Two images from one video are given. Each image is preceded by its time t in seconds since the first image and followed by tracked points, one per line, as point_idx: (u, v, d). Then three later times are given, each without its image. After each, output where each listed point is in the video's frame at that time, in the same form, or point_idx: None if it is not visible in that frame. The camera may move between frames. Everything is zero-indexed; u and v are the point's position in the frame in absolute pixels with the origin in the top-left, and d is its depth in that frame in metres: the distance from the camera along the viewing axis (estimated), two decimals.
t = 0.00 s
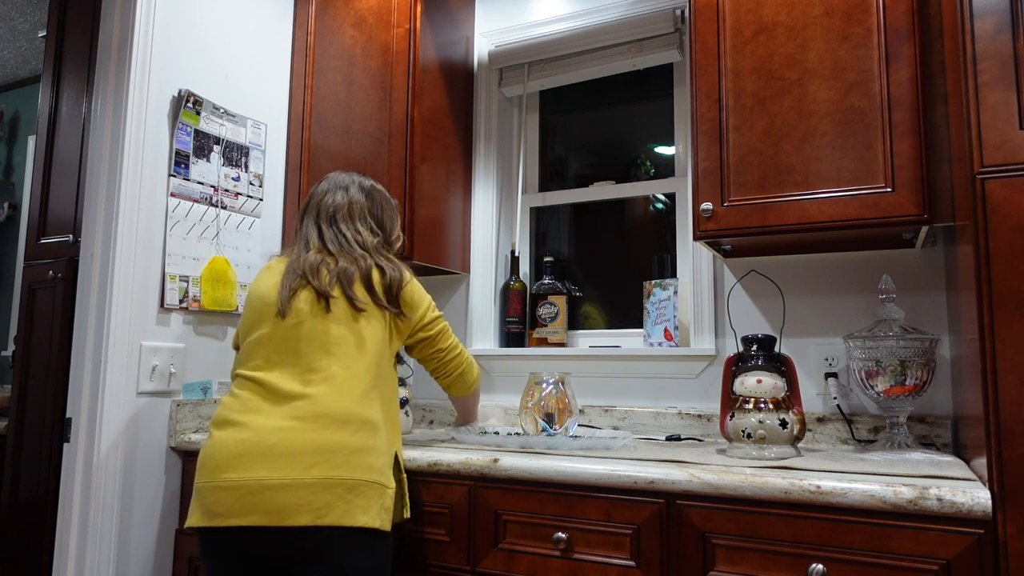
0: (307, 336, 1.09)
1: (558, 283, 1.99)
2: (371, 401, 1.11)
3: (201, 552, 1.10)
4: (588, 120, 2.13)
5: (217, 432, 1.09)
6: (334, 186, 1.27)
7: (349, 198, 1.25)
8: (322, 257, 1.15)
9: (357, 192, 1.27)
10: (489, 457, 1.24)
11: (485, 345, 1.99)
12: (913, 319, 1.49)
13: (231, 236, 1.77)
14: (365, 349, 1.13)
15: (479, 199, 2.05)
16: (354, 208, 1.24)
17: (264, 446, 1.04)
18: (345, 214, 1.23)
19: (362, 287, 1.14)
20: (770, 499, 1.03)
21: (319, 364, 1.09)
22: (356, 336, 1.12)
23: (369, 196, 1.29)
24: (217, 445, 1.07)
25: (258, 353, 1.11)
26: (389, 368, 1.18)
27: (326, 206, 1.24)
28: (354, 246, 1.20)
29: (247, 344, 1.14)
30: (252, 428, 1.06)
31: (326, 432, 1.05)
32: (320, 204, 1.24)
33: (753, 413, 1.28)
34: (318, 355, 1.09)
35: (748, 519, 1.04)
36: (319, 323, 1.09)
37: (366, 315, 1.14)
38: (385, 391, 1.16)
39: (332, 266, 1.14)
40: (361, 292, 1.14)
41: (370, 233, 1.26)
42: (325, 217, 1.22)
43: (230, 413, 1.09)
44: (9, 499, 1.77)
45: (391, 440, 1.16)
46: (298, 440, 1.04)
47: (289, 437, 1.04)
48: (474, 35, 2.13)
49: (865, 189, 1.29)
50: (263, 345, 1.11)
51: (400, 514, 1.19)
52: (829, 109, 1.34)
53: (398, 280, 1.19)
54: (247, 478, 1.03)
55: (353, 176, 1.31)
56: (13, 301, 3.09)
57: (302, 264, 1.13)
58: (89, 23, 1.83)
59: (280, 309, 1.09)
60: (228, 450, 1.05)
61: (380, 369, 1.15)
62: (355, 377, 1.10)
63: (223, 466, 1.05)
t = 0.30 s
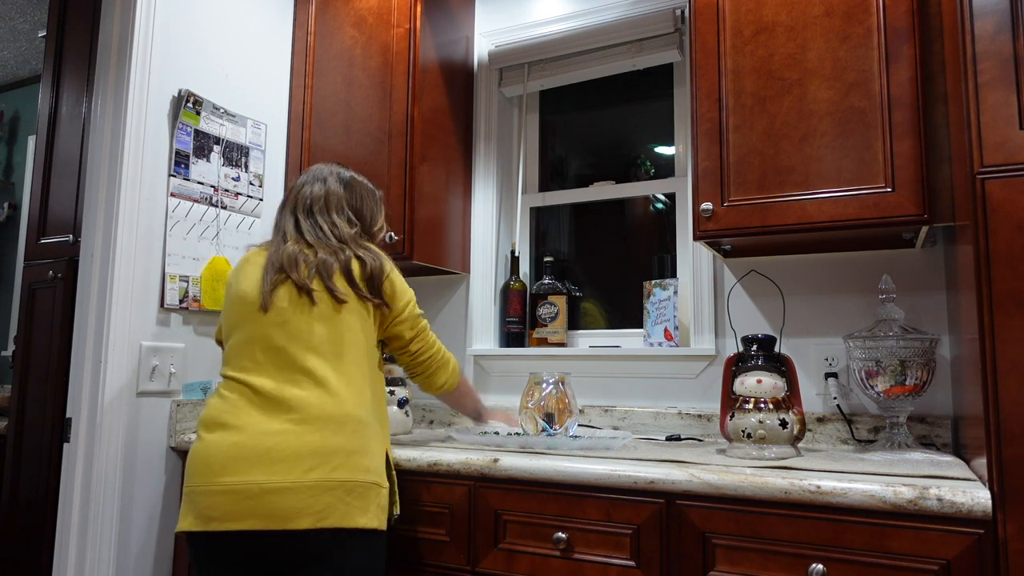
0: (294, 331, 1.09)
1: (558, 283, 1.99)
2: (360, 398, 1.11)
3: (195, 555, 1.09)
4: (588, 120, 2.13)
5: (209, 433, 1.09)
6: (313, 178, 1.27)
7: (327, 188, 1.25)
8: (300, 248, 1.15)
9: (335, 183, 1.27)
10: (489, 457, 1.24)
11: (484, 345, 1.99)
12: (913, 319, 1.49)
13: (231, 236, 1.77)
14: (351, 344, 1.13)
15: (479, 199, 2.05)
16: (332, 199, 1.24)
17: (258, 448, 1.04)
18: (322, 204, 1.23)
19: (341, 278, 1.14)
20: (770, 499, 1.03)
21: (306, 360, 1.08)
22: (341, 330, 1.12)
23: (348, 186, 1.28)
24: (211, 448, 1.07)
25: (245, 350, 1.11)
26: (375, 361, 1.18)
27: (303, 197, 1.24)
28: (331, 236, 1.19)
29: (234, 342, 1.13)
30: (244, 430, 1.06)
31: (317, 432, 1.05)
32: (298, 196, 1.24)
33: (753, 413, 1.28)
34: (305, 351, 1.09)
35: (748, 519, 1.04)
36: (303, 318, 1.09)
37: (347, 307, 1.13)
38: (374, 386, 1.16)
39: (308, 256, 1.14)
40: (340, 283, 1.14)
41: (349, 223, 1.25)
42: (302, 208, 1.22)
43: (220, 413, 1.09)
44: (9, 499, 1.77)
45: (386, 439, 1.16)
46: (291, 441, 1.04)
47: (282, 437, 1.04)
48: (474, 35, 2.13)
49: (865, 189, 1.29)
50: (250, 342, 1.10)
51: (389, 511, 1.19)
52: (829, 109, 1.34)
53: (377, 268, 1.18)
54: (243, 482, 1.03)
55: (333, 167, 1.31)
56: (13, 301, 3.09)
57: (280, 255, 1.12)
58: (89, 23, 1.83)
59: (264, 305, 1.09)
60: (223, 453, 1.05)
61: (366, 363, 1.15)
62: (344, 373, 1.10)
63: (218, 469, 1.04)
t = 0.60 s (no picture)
0: (289, 329, 1.08)
1: (558, 283, 1.99)
2: (355, 397, 1.11)
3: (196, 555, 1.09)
4: (588, 120, 2.13)
5: (205, 433, 1.09)
6: (308, 175, 1.27)
7: (320, 184, 1.25)
8: (290, 243, 1.15)
9: (329, 178, 1.26)
10: (489, 457, 1.24)
11: (484, 345, 1.99)
12: (913, 319, 1.49)
13: (231, 236, 1.77)
14: (347, 342, 1.12)
15: (479, 199, 2.05)
16: (325, 193, 1.23)
17: (252, 448, 1.04)
18: (316, 200, 1.22)
19: (331, 271, 1.12)
20: (771, 499, 1.03)
21: (301, 359, 1.07)
22: (336, 328, 1.11)
23: (343, 181, 1.28)
24: (206, 449, 1.07)
25: (242, 349, 1.11)
26: (371, 359, 1.18)
27: (299, 194, 1.23)
28: (326, 229, 1.18)
29: (231, 341, 1.13)
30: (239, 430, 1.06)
31: (312, 432, 1.05)
32: (292, 194, 1.23)
33: (754, 413, 1.28)
34: (300, 348, 1.08)
35: (748, 519, 1.04)
36: (297, 315, 1.08)
37: (339, 300, 1.12)
38: (370, 384, 1.16)
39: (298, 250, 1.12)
40: (331, 276, 1.13)
41: (345, 217, 1.25)
42: (295, 205, 1.22)
43: (218, 413, 1.10)
44: (9, 499, 1.77)
45: (380, 437, 1.17)
46: (286, 441, 1.04)
47: (278, 437, 1.04)
48: (474, 35, 2.13)
49: (865, 189, 1.29)
50: (246, 340, 1.10)
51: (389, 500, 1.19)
52: (829, 109, 1.34)
53: (369, 259, 1.17)
54: (236, 483, 1.03)
55: (329, 164, 1.30)
56: (13, 301, 3.09)
57: (270, 253, 1.12)
58: (89, 23, 1.83)
59: (258, 304, 1.09)
60: (217, 454, 1.05)
61: (362, 361, 1.15)
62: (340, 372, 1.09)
63: (212, 470, 1.05)
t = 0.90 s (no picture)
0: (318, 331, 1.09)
1: (558, 283, 1.99)
2: (376, 399, 1.12)
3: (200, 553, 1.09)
4: (588, 120, 2.13)
5: (220, 430, 1.09)
6: (349, 191, 1.27)
7: (361, 204, 1.24)
8: (333, 260, 1.15)
9: (370, 195, 1.26)
10: (489, 457, 1.24)
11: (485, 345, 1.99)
12: (913, 319, 1.49)
13: (231, 236, 1.77)
14: (377, 356, 1.13)
15: (479, 199, 2.05)
16: (368, 215, 1.23)
17: (272, 444, 1.03)
18: (360, 222, 1.23)
19: (374, 293, 1.13)
20: (770, 499, 1.03)
21: (327, 359, 1.08)
22: (366, 336, 1.12)
23: (384, 198, 1.27)
24: (221, 445, 1.07)
25: (265, 346, 1.11)
26: (400, 374, 1.19)
27: (339, 210, 1.24)
28: (375, 253, 1.19)
29: (254, 338, 1.13)
30: (257, 426, 1.05)
31: (333, 431, 1.05)
32: (333, 214, 1.23)
33: (753, 413, 1.28)
34: (328, 349, 1.09)
35: (748, 519, 1.05)
36: (328, 319, 1.09)
37: (378, 322, 1.13)
38: (391, 389, 1.16)
39: (344, 272, 1.13)
40: (374, 298, 1.13)
41: (389, 238, 1.25)
42: (338, 226, 1.22)
43: (234, 408, 1.09)
44: (9, 499, 1.77)
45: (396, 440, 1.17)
46: (307, 438, 1.04)
47: (298, 434, 1.04)
48: (474, 35, 2.13)
49: (865, 189, 1.29)
50: (271, 338, 1.10)
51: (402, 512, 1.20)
52: (829, 109, 1.34)
53: (415, 287, 1.17)
54: (254, 479, 1.03)
55: (371, 179, 1.30)
56: (13, 301, 3.09)
57: (313, 263, 1.12)
58: (89, 23, 1.83)
59: (290, 304, 1.10)
60: (233, 450, 1.05)
61: (386, 368, 1.15)
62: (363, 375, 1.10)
63: (228, 467, 1.05)
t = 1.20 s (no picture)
0: (326, 331, 1.09)
1: (558, 283, 1.99)
2: (384, 400, 1.11)
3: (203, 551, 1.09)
4: (588, 120, 2.13)
5: (228, 431, 1.09)
6: (367, 193, 1.27)
7: (380, 204, 1.25)
8: (345, 261, 1.15)
9: (387, 197, 1.27)
10: (489, 457, 1.24)
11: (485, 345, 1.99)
12: (913, 319, 1.49)
13: (231, 236, 1.77)
14: (388, 357, 1.13)
15: (479, 199, 2.05)
16: (387, 215, 1.24)
17: (279, 444, 1.03)
18: (378, 222, 1.23)
19: (386, 295, 1.13)
20: (770, 499, 1.03)
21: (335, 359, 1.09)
22: (375, 337, 1.12)
23: (402, 201, 1.29)
24: (228, 445, 1.07)
25: (273, 347, 1.12)
26: (408, 376, 1.19)
27: (357, 212, 1.24)
28: (389, 251, 1.19)
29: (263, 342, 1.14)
30: (264, 427, 1.05)
31: (340, 431, 1.05)
32: (350, 214, 1.24)
33: (753, 413, 1.28)
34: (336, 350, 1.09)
35: (748, 519, 1.05)
36: (334, 317, 1.10)
37: (388, 322, 1.13)
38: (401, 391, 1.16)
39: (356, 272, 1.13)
40: (385, 299, 1.13)
41: (405, 239, 1.26)
42: (355, 224, 1.22)
43: (242, 409, 1.09)
44: (9, 499, 1.77)
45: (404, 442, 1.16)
46: (314, 438, 1.04)
47: (306, 434, 1.04)
48: (474, 35, 2.13)
49: (865, 189, 1.29)
50: (279, 340, 1.11)
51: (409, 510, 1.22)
52: (829, 109, 1.34)
53: (425, 287, 1.17)
54: (260, 479, 1.03)
55: (389, 182, 1.31)
56: (13, 301, 3.08)
57: (325, 266, 1.13)
58: (89, 24, 1.83)
59: (297, 305, 1.11)
60: (239, 448, 1.05)
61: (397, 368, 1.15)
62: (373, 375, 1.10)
63: (237, 467, 1.05)
